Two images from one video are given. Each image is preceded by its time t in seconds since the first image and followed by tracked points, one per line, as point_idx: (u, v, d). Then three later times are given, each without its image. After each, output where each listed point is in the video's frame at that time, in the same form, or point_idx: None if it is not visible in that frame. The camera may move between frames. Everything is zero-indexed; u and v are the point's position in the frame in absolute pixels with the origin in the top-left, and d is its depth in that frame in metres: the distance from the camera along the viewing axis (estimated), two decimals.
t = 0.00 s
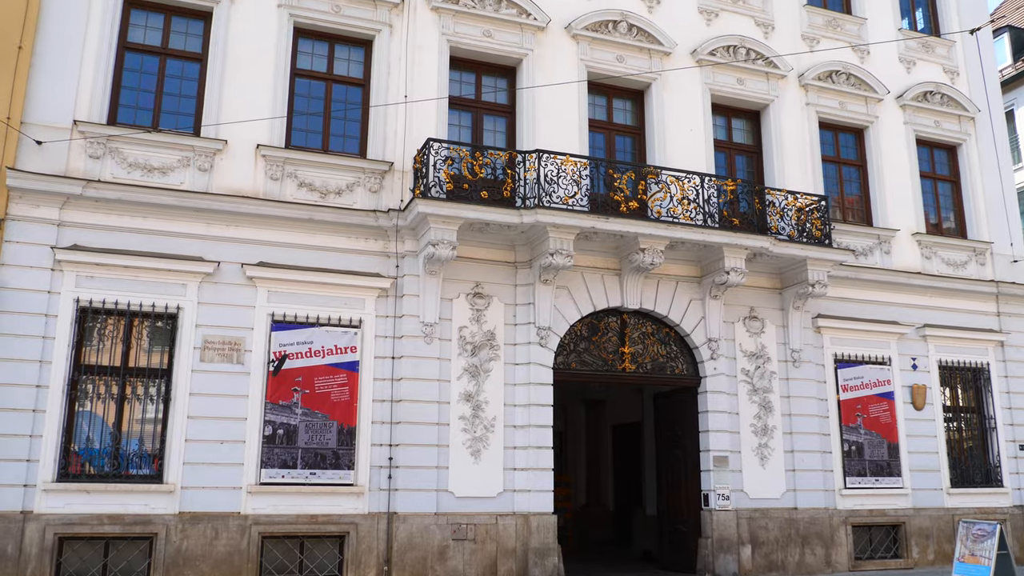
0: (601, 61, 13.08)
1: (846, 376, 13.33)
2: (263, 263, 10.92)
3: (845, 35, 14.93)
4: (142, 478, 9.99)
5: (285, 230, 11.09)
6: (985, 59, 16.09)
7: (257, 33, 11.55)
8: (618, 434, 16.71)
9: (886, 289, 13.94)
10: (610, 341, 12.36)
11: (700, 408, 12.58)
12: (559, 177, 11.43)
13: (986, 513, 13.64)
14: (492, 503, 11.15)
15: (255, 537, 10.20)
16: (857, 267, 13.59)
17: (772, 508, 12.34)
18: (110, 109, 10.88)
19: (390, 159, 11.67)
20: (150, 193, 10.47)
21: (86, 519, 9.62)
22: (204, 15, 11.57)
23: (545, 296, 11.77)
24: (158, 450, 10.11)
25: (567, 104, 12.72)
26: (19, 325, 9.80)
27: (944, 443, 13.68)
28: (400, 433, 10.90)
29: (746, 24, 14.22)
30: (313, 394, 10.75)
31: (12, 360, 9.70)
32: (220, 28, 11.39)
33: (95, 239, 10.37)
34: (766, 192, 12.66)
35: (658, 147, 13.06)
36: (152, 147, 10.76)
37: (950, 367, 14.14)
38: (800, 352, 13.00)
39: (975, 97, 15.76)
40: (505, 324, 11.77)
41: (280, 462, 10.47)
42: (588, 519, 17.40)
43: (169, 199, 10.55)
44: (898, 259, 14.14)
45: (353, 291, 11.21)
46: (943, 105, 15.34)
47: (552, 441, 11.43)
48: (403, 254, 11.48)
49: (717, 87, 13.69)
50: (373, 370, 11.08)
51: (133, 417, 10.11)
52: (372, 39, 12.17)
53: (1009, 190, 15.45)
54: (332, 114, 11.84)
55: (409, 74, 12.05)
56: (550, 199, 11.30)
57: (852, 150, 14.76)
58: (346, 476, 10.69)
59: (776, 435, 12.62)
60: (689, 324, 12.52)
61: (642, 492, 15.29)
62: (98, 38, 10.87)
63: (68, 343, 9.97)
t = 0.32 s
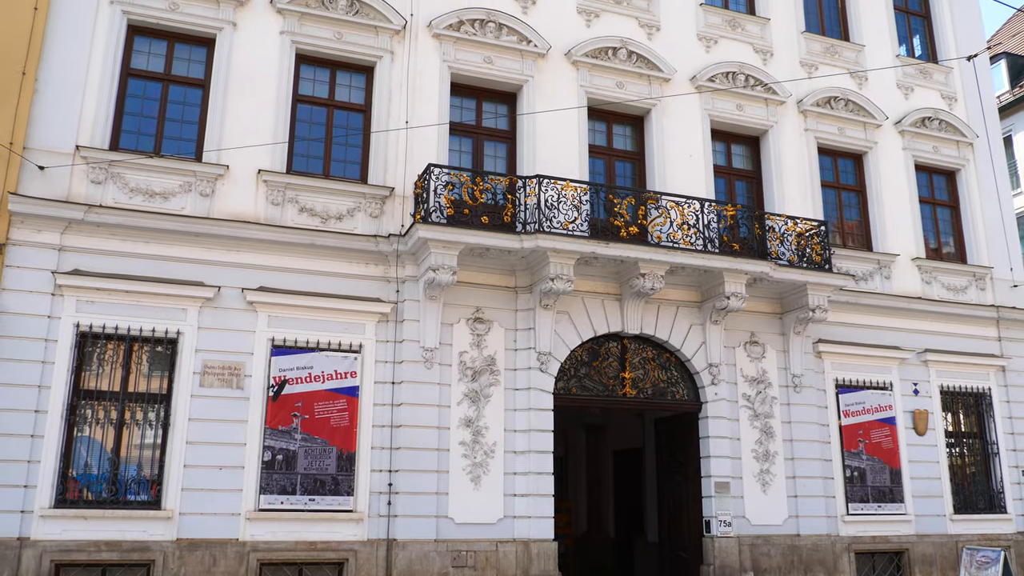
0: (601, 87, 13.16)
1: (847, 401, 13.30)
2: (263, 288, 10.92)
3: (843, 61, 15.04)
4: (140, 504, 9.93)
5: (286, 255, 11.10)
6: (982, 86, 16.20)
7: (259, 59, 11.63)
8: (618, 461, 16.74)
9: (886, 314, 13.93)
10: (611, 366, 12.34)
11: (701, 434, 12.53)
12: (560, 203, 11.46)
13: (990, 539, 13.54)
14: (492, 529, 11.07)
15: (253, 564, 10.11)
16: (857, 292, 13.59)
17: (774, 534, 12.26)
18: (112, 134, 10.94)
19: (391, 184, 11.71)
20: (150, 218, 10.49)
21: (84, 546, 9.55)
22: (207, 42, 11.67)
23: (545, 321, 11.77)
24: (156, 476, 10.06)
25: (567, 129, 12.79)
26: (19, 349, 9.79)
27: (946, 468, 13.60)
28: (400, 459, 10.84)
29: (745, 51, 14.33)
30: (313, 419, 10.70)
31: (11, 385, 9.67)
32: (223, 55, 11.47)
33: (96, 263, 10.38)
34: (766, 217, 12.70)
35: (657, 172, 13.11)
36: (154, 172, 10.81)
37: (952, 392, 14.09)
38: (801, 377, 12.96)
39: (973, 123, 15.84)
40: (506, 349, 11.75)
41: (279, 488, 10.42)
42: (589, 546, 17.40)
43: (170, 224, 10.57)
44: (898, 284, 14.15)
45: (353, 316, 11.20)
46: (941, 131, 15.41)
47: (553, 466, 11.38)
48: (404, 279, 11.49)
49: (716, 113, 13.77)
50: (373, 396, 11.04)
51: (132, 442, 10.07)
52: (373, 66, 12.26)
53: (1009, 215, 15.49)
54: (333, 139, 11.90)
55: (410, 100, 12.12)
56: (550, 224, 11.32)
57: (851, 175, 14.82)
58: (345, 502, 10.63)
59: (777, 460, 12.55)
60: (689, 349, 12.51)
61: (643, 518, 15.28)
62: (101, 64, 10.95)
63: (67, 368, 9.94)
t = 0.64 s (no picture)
0: (600, 110, 13.24)
1: (847, 423, 13.28)
2: (263, 309, 10.93)
3: (840, 84, 15.15)
4: (138, 526, 9.88)
5: (286, 277, 11.12)
6: (980, 109, 16.30)
7: (260, 82, 11.70)
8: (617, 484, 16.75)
9: (886, 335, 13.94)
10: (611, 388, 12.33)
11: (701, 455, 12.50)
12: (559, 225, 11.50)
13: (991, 562, 13.47)
14: (492, 552, 11.02)
15: None
16: (856, 314, 13.61)
17: (775, 557, 12.19)
18: (114, 156, 10.99)
19: (391, 206, 11.75)
20: (151, 239, 10.52)
21: (81, 569, 9.50)
22: (208, 65, 11.74)
23: (545, 343, 11.77)
24: (154, 498, 10.01)
25: (567, 152, 12.85)
26: (18, 371, 9.78)
27: (947, 490, 13.56)
28: (400, 480, 10.81)
29: (743, 74, 14.44)
30: (312, 441, 10.68)
31: (10, 407, 9.65)
32: (224, 77, 11.53)
33: (96, 285, 10.39)
34: (766, 238, 12.74)
35: (657, 194, 13.15)
36: (155, 194, 10.85)
37: (952, 414, 14.07)
38: (801, 399, 12.95)
39: (970, 145, 15.92)
40: (505, 371, 11.74)
41: (278, 510, 10.38)
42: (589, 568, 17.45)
43: (170, 246, 10.60)
44: (897, 305, 14.17)
45: (353, 337, 11.20)
46: (939, 153, 15.49)
47: (552, 488, 11.33)
48: (403, 300, 11.50)
49: (715, 135, 13.84)
50: (373, 417, 11.02)
51: (130, 464, 10.03)
52: (374, 88, 12.33)
53: (1007, 237, 15.54)
54: (334, 161, 11.94)
55: (410, 122, 12.19)
56: (550, 246, 11.34)
57: (850, 197, 14.88)
58: (344, 524, 10.58)
59: (778, 483, 12.51)
60: (689, 371, 12.49)
61: (642, 541, 15.26)
62: (103, 87, 11.02)
63: (66, 390, 9.93)
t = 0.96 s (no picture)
0: (599, 128, 13.32)
1: (847, 440, 13.28)
2: (263, 327, 10.95)
3: (838, 103, 15.25)
4: (136, 545, 9.85)
5: (286, 294, 11.15)
6: (977, 127, 16.40)
7: (260, 101, 11.77)
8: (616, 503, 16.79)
9: (885, 353, 13.95)
10: (610, 406, 12.34)
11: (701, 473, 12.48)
12: (559, 242, 11.53)
13: None
14: (492, 570, 10.98)
15: None
16: (855, 331, 13.64)
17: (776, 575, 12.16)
18: (115, 174, 11.04)
19: (391, 224, 11.80)
20: (151, 257, 10.56)
21: None
22: (210, 84, 11.82)
23: (545, 360, 11.78)
24: (153, 516, 9.99)
25: (566, 170, 12.92)
26: (18, 389, 9.78)
27: (947, 508, 13.53)
28: (400, 498, 10.79)
29: (741, 93, 14.54)
30: (312, 458, 10.66)
31: (10, 424, 9.65)
32: (225, 96, 11.60)
33: (96, 302, 10.41)
34: (765, 256, 12.78)
35: (656, 212, 13.20)
36: (156, 212, 10.89)
37: (951, 431, 14.06)
38: (800, 416, 12.95)
39: (968, 164, 16.00)
40: (505, 389, 11.75)
41: (277, 528, 10.35)
42: None
43: (171, 263, 10.64)
44: (896, 323, 14.19)
45: (353, 355, 11.21)
46: (936, 171, 15.56)
47: (552, 506, 11.31)
48: (403, 318, 11.53)
49: (714, 153, 13.91)
50: (373, 435, 11.01)
51: (129, 481, 10.02)
52: (375, 107, 12.40)
53: (1005, 255, 15.59)
54: (334, 179, 11.99)
55: (410, 141, 12.26)
56: (549, 263, 11.37)
57: (848, 215, 14.94)
58: (343, 542, 10.55)
59: (778, 500, 12.49)
60: (688, 389, 12.50)
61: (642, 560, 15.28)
62: (105, 106, 11.08)
63: (66, 408, 9.92)
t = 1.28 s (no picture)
0: (599, 146, 13.36)
1: (847, 459, 13.24)
2: (262, 345, 10.94)
3: (836, 121, 15.31)
4: (134, 564, 9.78)
5: (286, 313, 11.14)
6: (975, 145, 16.46)
7: (260, 120, 11.81)
8: (617, 522, 16.66)
9: (885, 371, 13.93)
10: (610, 424, 12.30)
11: (701, 492, 12.43)
12: (558, 260, 11.54)
13: None
14: None
15: None
16: (855, 349, 13.63)
17: None
18: (115, 193, 11.06)
19: (391, 242, 11.81)
20: (151, 276, 10.56)
21: None
22: (210, 103, 11.87)
23: (545, 379, 11.75)
24: (151, 535, 9.93)
25: (566, 188, 12.95)
26: (17, 407, 9.74)
27: (949, 527, 13.45)
28: (399, 517, 10.72)
29: (740, 111, 14.61)
30: (311, 477, 10.61)
31: (8, 443, 9.59)
32: (226, 114, 11.64)
33: (95, 320, 10.40)
34: (764, 274, 12.78)
35: (656, 230, 13.21)
36: (156, 231, 10.90)
37: (953, 450, 14.02)
38: (801, 434, 12.91)
39: (967, 182, 16.03)
40: (505, 407, 11.71)
41: (275, 547, 10.29)
42: None
43: (171, 281, 10.63)
44: (896, 340, 14.18)
45: (352, 373, 11.19)
46: (935, 189, 15.60)
47: (552, 525, 11.25)
48: (403, 336, 11.52)
49: (713, 171, 13.95)
50: (372, 454, 10.97)
51: (127, 500, 9.97)
52: (375, 125, 12.44)
53: (1004, 273, 15.60)
54: (334, 198, 12.01)
55: (410, 159, 12.30)
56: (549, 281, 11.37)
57: (847, 233, 14.97)
58: (342, 562, 10.47)
59: (779, 519, 12.42)
60: (689, 407, 12.47)
61: None
62: (106, 125, 11.12)
63: (64, 426, 9.88)
